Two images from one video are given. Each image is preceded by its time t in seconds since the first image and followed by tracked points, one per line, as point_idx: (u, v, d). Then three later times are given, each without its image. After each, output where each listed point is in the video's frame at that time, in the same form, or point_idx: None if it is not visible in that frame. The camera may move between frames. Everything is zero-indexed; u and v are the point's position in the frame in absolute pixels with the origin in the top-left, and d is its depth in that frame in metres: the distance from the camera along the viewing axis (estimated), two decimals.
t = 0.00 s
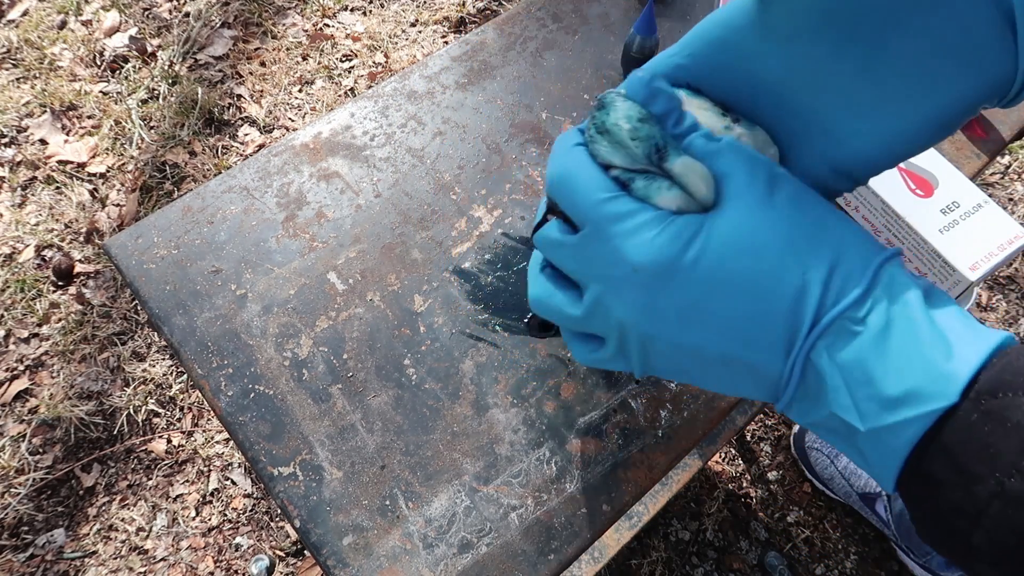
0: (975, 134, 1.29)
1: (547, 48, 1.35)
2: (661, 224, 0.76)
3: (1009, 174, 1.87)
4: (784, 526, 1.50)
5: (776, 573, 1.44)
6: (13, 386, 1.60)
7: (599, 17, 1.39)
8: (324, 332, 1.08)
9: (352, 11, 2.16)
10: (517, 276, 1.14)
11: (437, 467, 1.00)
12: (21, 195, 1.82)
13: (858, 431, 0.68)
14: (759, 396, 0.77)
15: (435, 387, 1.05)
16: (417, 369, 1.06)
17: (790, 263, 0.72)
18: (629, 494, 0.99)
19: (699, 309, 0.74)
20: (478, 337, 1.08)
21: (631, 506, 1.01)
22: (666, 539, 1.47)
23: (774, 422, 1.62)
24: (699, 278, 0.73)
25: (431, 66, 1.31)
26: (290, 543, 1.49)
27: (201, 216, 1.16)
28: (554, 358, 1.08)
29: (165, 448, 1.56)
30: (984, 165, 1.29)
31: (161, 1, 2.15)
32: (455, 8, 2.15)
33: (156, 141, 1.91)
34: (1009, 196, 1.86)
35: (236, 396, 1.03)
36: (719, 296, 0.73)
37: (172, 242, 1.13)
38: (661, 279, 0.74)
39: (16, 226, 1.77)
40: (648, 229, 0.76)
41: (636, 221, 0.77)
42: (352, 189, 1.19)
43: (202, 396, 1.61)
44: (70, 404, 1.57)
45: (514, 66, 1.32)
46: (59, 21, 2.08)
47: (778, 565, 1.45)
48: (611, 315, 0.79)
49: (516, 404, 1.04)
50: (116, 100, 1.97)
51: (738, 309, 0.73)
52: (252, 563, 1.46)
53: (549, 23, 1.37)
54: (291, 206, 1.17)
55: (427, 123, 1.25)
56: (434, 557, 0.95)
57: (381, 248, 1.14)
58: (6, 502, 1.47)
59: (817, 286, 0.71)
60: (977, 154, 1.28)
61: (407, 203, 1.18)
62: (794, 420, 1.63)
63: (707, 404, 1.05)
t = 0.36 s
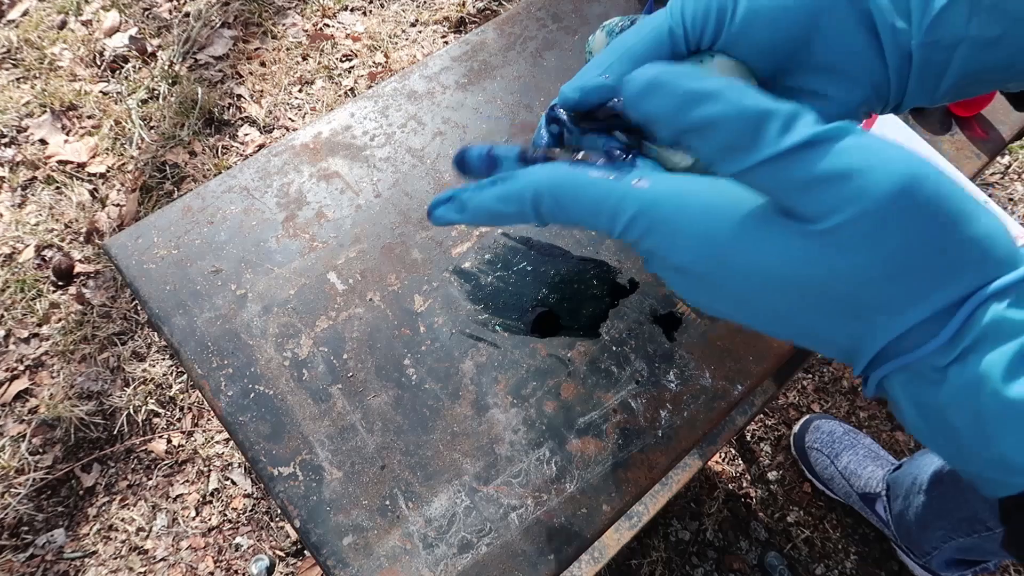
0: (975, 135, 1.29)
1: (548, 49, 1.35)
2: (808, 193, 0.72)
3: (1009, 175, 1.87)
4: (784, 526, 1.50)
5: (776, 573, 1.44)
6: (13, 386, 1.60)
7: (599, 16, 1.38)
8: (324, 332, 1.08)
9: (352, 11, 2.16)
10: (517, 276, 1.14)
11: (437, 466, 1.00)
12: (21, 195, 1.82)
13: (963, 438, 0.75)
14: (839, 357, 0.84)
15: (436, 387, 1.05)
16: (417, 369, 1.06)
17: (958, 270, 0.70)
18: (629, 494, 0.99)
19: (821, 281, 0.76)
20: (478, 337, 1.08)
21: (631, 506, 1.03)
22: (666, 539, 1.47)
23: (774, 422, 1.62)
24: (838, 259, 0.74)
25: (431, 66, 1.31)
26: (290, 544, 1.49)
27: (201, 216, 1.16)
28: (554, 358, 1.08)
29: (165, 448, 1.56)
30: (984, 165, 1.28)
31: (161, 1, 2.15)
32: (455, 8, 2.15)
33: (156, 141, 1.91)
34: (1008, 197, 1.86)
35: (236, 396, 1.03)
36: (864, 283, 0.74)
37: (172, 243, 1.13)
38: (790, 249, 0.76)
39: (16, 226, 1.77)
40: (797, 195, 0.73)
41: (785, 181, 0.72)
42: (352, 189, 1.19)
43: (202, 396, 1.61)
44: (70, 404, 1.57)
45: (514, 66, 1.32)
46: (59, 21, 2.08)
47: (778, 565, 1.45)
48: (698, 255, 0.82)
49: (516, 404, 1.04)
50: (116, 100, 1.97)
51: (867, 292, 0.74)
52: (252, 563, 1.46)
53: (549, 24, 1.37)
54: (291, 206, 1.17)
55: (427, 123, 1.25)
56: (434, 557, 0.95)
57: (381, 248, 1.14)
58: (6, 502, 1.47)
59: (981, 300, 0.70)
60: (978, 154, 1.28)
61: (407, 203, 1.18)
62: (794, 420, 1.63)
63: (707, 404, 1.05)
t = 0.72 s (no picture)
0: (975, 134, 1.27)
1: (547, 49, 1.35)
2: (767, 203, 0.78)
3: (1009, 175, 1.87)
4: (784, 526, 1.50)
5: (776, 573, 1.44)
6: (13, 386, 1.59)
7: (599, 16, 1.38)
8: (324, 332, 1.08)
9: (352, 11, 2.16)
10: (517, 276, 1.14)
11: (437, 466, 0.99)
12: (21, 195, 1.82)
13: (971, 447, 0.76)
14: (836, 383, 0.85)
15: (435, 387, 1.05)
16: (417, 369, 1.06)
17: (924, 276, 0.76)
18: (629, 494, 0.99)
19: (808, 302, 0.79)
20: (478, 337, 1.08)
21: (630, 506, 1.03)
22: (666, 539, 1.47)
23: (774, 422, 1.62)
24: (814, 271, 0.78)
25: (431, 66, 1.31)
26: (290, 543, 1.49)
27: (201, 216, 1.16)
28: (554, 358, 1.08)
29: (165, 448, 1.56)
30: (983, 165, 1.28)
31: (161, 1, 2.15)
32: (455, 8, 2.15)
33: (156, 141, 1.91)
34: (1008, 197, 1.86)
35: (236, 396, 1.03)
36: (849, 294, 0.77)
37: (172, 242, 1.13)
38: (769, 274, 0.80)
39: (16, 226, 1.77)
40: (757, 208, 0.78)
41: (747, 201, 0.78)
42: (352, 189, 1.19)
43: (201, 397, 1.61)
44: (70, 404, 1.57)
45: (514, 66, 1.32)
46: (59, 21, 2.08)
47: (778, 565, 1.45)
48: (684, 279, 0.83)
49: (516, 404, 1.04)
50: (116, 100, 1.97)
51: (845, 301, 0.78)
52: (252, 563, 1.46)
53: (549, 24, 1.38)
54: (291, 206, 1.17)
55: (427, 123, 1.25)
56: (434, 557, 0.95)
57: (380, 248, 1.14)
58: (6, 503, 1.47)
59: (964, 312, 0.74)
60: (977, 154, 1.27)
61: (407, 203, 1.18)
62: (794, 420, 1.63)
63: (707, 404, 1.05)
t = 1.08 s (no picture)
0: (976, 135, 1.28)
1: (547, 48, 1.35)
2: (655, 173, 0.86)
3: (1009, 175, 1.87)
4: (784, 526, 1.50)
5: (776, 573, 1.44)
6: (13, 386, 1.59)
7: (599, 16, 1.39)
8: (324, 332, 1.08)
9: (352, 11, 2.16)
10: (517, 276, 1.14)
11: (437, 466, 0.99)
12: (21, 195, 1.82)
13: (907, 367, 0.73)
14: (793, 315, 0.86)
15: (436, 387, 1.05)
16: (417, 369, 1.06)
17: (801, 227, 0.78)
18: (629, 494, 0.99)
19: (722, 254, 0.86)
20: (478, 337, 1.08)
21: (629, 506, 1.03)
22: (666, 539, 1.47)
23: (774, 422, 1.62)
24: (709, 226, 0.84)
25: (431, 66, 1.31)
26: (290, 543, 1.49)
27: (201, 216, 1.16)
28: (554, 358, 1.08)
29: (165, 448, 1.56)
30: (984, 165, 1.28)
31: (161, 1, 2.15)
32: (455, 8, 2.15)
33: (156, 141, 1.91)
34: (1008, 196, 1.86)
35: (236, 396, 1.03)
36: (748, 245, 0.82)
37: (172, 243, 1.13)
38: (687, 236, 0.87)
39: (16, 226, 1.77)
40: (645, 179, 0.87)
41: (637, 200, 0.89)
42: (352, 189, 1.19)
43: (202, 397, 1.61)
44: (70, 404, 1.57)
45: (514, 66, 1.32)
46: (59, 21, 2.08)
47: (778, 565, 1.45)
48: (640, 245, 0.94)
49: (517, 404, 1.04)
50: (116, 100, 1.97)
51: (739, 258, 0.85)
52: (252, 563, 1.46)
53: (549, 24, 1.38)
54: (291, 206, 1.17)
55: (427, 123, 1.25)
56: (434, 557, 0.95)
57: (380, 248, 1.14)
58: (6, 502, 1.47)
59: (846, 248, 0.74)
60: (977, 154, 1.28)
61: (407, 203, 1.18)
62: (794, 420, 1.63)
63: (707, 404, 1.06)
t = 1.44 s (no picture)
0: (976, 135, 1.28)
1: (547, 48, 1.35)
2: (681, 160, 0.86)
3: (1010, 175, 1.87)
4: (784, 526, 1.50)
5: (776, 573, 1.45)
6: (13, 386, 1.59)
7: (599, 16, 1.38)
8: (324, 332, 1.08)
9: (352, 11, 2.16)
10: (517, 276, 1.14)
11: (437, 466, 0.99)
12: (21, 195, 1.82)
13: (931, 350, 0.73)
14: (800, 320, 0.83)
15: (435, 387, 1.05)
16: (417, 369, 1.06)
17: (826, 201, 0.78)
18: (629, 494, 0.99)
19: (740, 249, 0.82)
20: (478, 337, 1.08)
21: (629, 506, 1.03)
22: (666, 539, 1.47)
23: (774, 422, 1.62)
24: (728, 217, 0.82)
25: (431, 66, 1.31)
26: (290, 543, 1.49)
27: (201, 216, 1.16)
28: (554, 358, 1.08)
29: (165, 448, 1.56)
30: (984, 165, 1.29)
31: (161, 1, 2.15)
32: (455, 8, 2.15)
33: (156, 141, 1.91)
34: (1009, 196, 1.86)
35: (236, 396, 1.03)
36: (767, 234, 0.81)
37: (172, 242, 1.13)
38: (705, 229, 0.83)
39: (16, 226, 1.77)
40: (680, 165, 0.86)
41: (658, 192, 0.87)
42: (352, 189, 1.19)
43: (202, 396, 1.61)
44: (70, 404, 1.57)
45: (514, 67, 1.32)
46: (59, 21, 2.08)
47: (778, 565, 1.45)
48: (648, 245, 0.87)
49: (517, 404, 1.04)
50: (116, 100, 1.97)
51: (752, 228, 0.81)
52: (252, 563, 1.46)
53: (549, 24, 1.37)
54: (291, 206, 1.17)
55: (427, 123, 1.25)
56: (434, 558, 0.95)
57: (380, 248, 1.14)
58: (6, 502, 1.47)
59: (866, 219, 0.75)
60: (978, 154, 1.28)
61: (407, 203, 1.18)
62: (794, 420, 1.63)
63: (707, 404, 1.06)
